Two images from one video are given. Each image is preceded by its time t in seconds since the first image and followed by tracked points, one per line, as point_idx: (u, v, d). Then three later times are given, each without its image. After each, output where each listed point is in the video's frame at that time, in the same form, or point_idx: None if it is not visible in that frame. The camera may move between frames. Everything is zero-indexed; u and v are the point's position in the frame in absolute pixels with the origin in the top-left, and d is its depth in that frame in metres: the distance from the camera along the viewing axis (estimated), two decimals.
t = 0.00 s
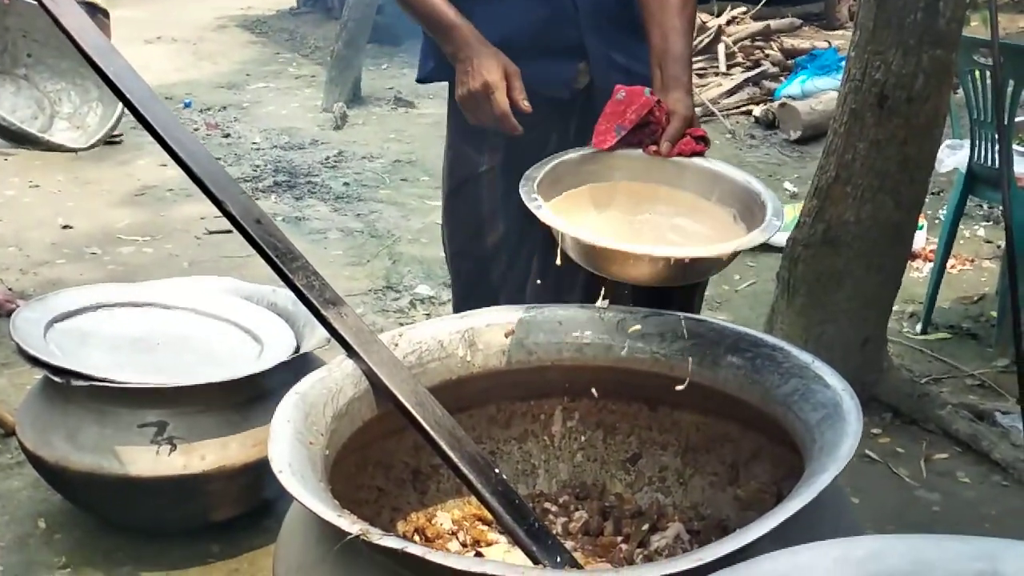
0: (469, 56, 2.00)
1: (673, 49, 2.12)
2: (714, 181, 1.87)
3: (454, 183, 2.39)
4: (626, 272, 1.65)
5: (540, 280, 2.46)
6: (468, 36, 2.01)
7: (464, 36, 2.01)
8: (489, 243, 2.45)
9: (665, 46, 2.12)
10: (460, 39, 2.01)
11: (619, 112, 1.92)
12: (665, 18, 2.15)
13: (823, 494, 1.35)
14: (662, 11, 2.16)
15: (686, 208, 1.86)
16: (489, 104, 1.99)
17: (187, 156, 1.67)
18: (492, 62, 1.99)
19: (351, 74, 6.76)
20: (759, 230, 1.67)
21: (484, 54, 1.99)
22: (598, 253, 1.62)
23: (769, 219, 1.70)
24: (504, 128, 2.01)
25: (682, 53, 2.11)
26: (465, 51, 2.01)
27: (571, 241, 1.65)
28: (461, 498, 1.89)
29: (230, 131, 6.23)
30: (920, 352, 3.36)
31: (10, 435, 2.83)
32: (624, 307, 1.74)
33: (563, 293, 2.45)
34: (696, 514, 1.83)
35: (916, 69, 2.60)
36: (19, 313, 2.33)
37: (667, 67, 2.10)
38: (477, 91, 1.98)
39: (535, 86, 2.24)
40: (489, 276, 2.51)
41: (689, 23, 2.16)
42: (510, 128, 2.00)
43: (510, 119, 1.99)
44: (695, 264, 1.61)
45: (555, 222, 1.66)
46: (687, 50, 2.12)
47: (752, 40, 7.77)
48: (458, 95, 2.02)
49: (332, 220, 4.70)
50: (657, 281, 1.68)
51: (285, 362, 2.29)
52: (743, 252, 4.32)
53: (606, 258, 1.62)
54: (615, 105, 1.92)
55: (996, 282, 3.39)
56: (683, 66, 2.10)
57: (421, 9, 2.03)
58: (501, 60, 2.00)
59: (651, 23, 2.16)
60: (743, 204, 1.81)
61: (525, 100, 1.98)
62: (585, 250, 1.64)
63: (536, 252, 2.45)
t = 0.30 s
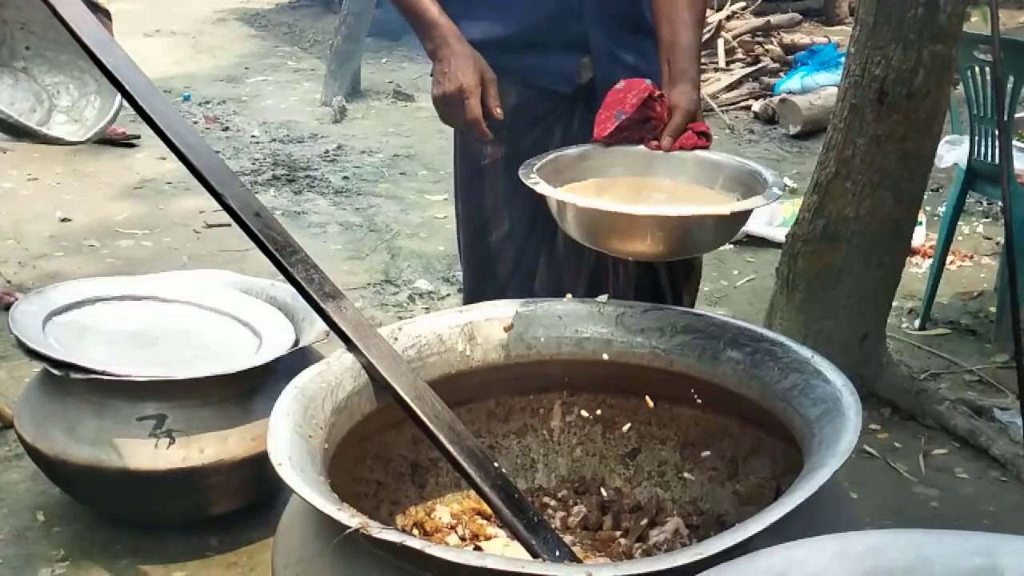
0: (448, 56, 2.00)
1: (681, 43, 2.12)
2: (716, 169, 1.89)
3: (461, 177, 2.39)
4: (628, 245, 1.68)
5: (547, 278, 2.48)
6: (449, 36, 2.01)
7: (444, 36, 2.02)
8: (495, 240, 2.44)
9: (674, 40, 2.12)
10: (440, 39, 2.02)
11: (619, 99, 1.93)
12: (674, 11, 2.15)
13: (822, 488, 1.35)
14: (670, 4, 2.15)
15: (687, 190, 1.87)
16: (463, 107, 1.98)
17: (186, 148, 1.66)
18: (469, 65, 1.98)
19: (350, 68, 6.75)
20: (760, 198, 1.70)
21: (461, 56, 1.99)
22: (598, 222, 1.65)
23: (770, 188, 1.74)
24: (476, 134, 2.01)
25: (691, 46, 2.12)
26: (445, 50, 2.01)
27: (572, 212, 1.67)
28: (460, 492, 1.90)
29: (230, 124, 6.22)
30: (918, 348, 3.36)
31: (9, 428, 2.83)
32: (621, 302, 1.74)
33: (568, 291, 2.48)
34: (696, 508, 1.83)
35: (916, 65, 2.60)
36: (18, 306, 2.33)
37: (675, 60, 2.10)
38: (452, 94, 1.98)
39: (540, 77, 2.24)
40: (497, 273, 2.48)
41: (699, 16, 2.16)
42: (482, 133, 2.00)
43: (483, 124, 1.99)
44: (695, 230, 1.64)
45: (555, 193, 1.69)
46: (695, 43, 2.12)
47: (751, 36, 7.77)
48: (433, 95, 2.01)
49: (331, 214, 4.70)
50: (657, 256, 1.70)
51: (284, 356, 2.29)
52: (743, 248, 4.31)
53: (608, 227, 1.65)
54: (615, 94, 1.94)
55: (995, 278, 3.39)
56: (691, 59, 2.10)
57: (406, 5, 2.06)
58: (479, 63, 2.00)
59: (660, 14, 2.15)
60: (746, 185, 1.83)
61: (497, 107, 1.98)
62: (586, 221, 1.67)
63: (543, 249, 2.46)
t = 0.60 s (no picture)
0: (435, 58, 2.06)
1: (685, 36, 2.12)
2: (712, 160, 1.87)
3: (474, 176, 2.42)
4: (618, 245, 1.66)
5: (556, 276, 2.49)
6: (437, 38, 2.07)
7: (433, 37, 2.07)
8: (506, 235, 2.44)
9: (677, 33, 2.13)
10: (429, 38, 2.07)
11: (614, 96, 1.95)
12: (680, 4, 2.15)
13: (820, 485, 1.35)
14: None
15: (680, 180, 1.87)
16: (442, 108, 2.05)
17: (183, 143, 1.65)
18: (454, 68, 2.05)
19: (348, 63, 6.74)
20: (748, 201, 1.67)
21: (446, 59, 2.06)
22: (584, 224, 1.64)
23: (757, 190, 1.72)
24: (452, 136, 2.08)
25: (694, 39, 2.12)
26: (432, 52, 2.07)
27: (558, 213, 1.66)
28: (457, 487, 1.89)
29: (227, 119, 6.21)
30: (916, 345, 3.36)
31: (5, 422, 2.83)
32: (620, 298, 1.74)
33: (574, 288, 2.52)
34: (693, 504, 1.83)
35: (915, 62, 2.60)
36: (15, 300, 2.32)
37: (678, 51, 2.10)
38: (433, 96, 2.04)
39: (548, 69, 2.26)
40: (507, 267, 2.49)
41: (704, 10, 2.16)
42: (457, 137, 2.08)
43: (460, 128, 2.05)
44: (680, 234, 1.62)
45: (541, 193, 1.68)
46: (699, 36, 2.13)
47: (749, 32, 7.77)
48: (415, 94, 2.07)
49: (328, 209, 4.69)
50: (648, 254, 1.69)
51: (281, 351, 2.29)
52: (740, 244, 4.31)
53: (596, 229, 1.64)
54: (611, 91, 1.95)
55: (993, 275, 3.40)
56: (694, 51, 2.11)
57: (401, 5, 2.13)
58: (463, 68, 2.07)
59: (665, 7, 2.16)
60: (740, 180, 1.81)
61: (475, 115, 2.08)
62: (573, 222, 1.66)
63: (552, 244, 2.50)
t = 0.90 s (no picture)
0: (433, 58, 2.07)
1: (687, 33, 2.12)
2: (703, 159, 1.87)
3: (483, 175, 2.45)
4: (610, 233, 1.67)
5: (561, 276, 2.52)
6: (438, 38, 2.08)
7: (434, 36, 2.08)
8: (511, 236, 2.51)
9: (679, 30, 2.12)
10: (428, 38, 2.08)
11: (608, 89, 1.97)
12: (684, 2, 2.14)
13: (817, 486, 1.35)
14: None
15: (668, 176, 1.86)
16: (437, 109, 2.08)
17: (181, 142, 1.65)
18: (453, 70, 2.07)
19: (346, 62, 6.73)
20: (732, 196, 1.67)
21: (445, 60, 2.07)
22: (574, 207, 1.65)
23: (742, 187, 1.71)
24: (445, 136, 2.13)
25: (697, 38, 2.11)
26: (431, 51, 2.08)
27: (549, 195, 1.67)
28: (455, 488, 1.89)
29: (224, 118, 6.20)
30: (913, 346, 3.36)
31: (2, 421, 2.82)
32: (619, 298, 1.74)
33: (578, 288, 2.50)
34: (691, 505, 1.83)
35: (913, 62, 2.60)
36: (12, 299, 2.32)
37: (679, 49, 2.10)
38: (427, 97, 2.06)
39: (559, 67, 2.28)
40: (511, 266, 2.55)
41: (709, 9, 2.15)
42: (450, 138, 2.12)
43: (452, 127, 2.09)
44: (669, 222, 1.63)
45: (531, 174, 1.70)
46: (702, 35, 2.11)
47: (748, 33, 7.78)
48: (412, 94, 2.09)
49: (326, 209, 4.69)
50: (639, 244, 1.69)
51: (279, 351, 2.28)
52: (737, 245, 4.32)
53: (585, 215, 1.65)
54: (607, 83, 1.98)
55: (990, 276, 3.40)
56: (695, 50, 2.10)
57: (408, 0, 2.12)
58: (462, 69, 2.08)
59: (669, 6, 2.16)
60: (727, 180, 1.80)
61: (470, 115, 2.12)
62: (563, 206, 1.66)
63: (558, 243, 2.51)
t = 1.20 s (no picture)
0: (446, 56, 2.09)
1: (694, 32, 2.09)
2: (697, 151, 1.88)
3: (493, 175, 2.45)
4: (602, 216, 1.69)
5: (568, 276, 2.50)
6: (452, 35, 2.10)
7: (448, 32, 2.10)
8: (521, 236, 2.51)
9: (686, 29, 2.10)
10: (443, 35, 2.11)
11: (618, 77, 1.97)
12: None
13: (814, 490, 1.35)
14: None
15: (659, 166, 1.89)
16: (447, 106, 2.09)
17: (178, 142, 1.65)
18: (464, 67, 2.08)
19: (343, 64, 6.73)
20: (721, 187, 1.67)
21: (456, 58, 2.08)
22: (569, 188, 1.67)
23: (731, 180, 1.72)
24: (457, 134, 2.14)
25: (704, 36, 2.09)
26: (445, 48, 2.10)
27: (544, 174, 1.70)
28: (451, 490, 1.89)
29: (221, 120, 6.20)
30: (909, 350, 3.37)
31: None
32: (616, 301, 1.74)
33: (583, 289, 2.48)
34: (688, 508, 1.83)
35: (910, 66, 2.60)
36: (8, 300, 2.32)
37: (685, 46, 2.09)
38: (438, 92, 2.09)
39: (575, 68, 2.24)
40: (521, 265, 2.56)
41: (717, 5, 2.11)
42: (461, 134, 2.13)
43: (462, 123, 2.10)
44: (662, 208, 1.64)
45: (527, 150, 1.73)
46: (710, 33, 2.09)
47: (744, 37, 7.79)
48: (425, 91, 2.11)
49: (322, 210, 4.69)
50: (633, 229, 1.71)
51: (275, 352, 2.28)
52: (733, 249, 4.32)
53: (578, 196, 1.67)
54: (615, 71, 1.97)
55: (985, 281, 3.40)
56: (703, 49, 2.07)
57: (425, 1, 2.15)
58: (474, 66, 2.09)
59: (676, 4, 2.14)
60: (719, 172, 1.81)
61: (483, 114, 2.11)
62: (558, 186, 1.69)
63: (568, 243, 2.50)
